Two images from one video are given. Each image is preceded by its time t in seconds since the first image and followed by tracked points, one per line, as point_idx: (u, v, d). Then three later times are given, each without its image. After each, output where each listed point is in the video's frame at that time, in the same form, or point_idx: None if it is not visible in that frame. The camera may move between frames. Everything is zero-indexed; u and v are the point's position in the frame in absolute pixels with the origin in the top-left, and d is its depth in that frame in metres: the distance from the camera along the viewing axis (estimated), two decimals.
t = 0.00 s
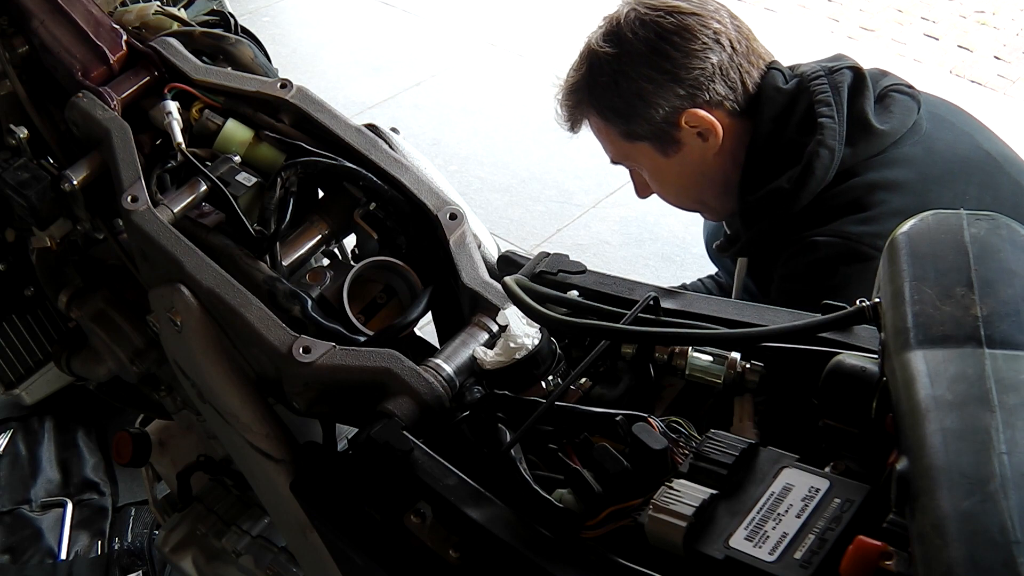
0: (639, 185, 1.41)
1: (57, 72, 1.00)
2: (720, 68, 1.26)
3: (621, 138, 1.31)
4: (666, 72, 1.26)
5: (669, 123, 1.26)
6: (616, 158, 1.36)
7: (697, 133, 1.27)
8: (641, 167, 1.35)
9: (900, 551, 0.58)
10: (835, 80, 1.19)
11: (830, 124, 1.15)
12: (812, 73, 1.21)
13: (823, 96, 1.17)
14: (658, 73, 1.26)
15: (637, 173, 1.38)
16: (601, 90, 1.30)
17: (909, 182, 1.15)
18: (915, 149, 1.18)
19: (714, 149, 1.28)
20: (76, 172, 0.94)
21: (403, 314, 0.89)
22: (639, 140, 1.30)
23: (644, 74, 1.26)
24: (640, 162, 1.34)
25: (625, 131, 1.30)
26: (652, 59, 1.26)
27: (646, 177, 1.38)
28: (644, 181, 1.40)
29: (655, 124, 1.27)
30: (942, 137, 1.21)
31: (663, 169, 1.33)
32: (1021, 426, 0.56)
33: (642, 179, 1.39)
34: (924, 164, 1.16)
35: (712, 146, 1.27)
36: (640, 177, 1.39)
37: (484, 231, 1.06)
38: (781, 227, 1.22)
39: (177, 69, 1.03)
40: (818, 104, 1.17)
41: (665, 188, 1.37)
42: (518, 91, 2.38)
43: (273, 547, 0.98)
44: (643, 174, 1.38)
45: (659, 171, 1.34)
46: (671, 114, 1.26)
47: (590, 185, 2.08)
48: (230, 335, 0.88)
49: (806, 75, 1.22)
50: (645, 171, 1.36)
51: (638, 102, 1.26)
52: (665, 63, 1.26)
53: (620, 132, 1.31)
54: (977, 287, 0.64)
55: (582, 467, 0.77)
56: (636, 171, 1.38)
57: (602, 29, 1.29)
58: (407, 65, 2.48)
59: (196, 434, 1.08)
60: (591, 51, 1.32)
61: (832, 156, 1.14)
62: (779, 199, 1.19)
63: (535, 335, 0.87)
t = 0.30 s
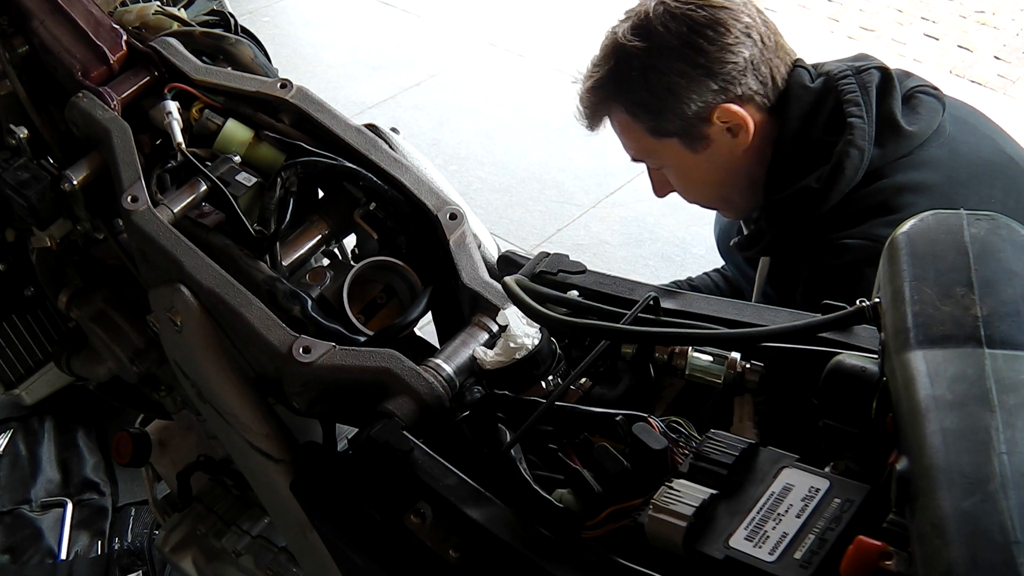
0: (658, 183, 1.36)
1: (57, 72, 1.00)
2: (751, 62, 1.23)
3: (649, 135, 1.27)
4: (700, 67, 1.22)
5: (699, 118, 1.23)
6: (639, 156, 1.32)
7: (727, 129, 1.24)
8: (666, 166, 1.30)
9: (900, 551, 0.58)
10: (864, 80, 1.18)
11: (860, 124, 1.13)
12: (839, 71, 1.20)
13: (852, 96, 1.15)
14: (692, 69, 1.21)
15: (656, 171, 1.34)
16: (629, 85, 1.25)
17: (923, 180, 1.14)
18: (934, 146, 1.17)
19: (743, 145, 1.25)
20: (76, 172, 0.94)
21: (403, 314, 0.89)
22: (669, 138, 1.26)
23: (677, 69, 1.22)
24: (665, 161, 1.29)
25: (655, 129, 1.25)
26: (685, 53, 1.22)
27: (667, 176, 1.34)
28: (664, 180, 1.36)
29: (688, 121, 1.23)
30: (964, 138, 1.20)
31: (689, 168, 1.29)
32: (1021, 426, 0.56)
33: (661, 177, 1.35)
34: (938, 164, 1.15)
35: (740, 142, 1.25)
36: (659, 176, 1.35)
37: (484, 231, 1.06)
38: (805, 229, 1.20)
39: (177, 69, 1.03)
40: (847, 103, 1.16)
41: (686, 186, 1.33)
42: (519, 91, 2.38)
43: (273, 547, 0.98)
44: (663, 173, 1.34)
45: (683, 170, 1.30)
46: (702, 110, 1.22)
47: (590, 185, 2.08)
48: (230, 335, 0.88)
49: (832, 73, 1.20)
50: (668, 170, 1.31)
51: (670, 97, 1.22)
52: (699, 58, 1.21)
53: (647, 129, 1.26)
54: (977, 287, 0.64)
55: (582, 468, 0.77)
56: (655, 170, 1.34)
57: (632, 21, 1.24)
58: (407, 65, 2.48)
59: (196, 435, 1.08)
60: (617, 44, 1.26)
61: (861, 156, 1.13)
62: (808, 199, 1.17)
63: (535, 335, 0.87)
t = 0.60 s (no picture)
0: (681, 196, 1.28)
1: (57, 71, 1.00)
2: (772, 47, 1.18)
3: (679, 139, 1.18)
4: (726, 58, 1.15)
5: (732, 109, 1.16)
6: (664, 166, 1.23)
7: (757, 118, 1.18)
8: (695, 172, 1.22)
9: (900, 551, 0.58)
10: (884, 67, 1.14)
11: (885, 111, 1.10)
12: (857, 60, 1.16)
13: (874, 85, 1.12)
14: (720, 60, 1.15)
15: (681, 182, 1.26)
16: (651, 85, 1.16)
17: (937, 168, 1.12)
18: (953, 132, 1.15)
19: (774, 134, 1.19)
20: (76, 172, 0.94)
21: (403, 314, 0.89)
22: (700, 140, 1.17)
23: (705, 62, 1.14)
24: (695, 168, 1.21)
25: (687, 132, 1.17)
26: (711, 44, 1.15)
27: (693, 186, 1.26)
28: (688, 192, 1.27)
29: (721, 118, 1.15)
30: (986, 120, 1.18)
31: (719, 173, 1.22)
32: (1021, 426, 0.56)
33: (685, 189, 1.27)
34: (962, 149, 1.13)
35: (772, 131, 1.19)
36: (682, 188, 1.27)
37: (484, 231, 1.06)
38: (841, 226, 1.18)
39: (177, 69, 1.03)
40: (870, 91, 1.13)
41: (712, 194, 1.26)
42: (519, 90, 2.38)
43: (273, 547, 0.98)
44: (689, 184, 1.26)
45: (712, 177, 1.23)
46: (735, 99, 1.16)
47: (590, 185, 2.08)
48: (229, 335, 0.88)
49: (850, 63, 1.17)
50: (696, 178, 1.24)
51: (702, 92, 1.14)
52: (724, 47, 1.15)
53: (678, 133, 1.17)
54: (977, 286, 0.64)
55: (582, 467, 0.77)
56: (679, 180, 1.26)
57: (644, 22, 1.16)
58: (407, 65, 2.48)
59: (196, 435, 1.08)
60: (627, 46, 1.18)
61: (890, 143, 1.09)
62: (842, 193, 1.13)
63: (535, 335, 0.87)
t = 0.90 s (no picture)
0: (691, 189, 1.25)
1: (57, 71, 1.00)
2: (772, 30, 1.11)
3: (684, 139, 1.14)
4: (727, 50, 1.08)
5: (739, 101, 1.11)
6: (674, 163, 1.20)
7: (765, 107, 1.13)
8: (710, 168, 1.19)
9: (900, 551, 0.58)
10: (875, 30, 1.11)
11: (887, 84, 1.08)
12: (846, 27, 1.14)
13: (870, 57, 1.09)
14: (720, 54, 1.08)
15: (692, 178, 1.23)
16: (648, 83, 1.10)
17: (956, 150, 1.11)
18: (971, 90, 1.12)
19: (784, 120, 1.15)
20: (76, 171, 0.94)
21: (403, 314, 0.89)
22: (707, 139, 1.14)
23: (705, 58, 1.08)
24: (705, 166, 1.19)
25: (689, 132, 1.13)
26: (710, 38, 1.08)
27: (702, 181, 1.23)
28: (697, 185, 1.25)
29: (727, 113, 1.11)
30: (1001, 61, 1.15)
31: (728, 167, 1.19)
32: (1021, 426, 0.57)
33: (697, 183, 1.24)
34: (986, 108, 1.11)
35: (781, 117, 1.15)
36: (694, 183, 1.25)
37: (484, 231, 1.06)
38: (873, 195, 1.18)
39: (177, 69, 1.03)
40: (869, 66, 1.10)
41: (724, 185, 1.23)
42: (519, 90, 2.38)
43: (273, 547, 0.98)
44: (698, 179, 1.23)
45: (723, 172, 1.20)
46: (741, 91, 1.10)
47: (590, 185, 2.08)
48: (229, 335, 0.88)
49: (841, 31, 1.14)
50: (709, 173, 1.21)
51: (705, 90, 1.08)
52: (724, 39, 1.08)
53: (682, 134, 1.13)
54: (978, 286, 0.64)
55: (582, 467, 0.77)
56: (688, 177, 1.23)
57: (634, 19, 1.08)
58: (407, 65, 2.48)
59: (196, 434, 1.08)
60: (616, 42, 1.11)
61: (898, 117, 1.08)
62: (860, 163, 1.12)
63: (535, 335, 0.87)
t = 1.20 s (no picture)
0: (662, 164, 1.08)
1: (57, 71, 1.00)
2: None
3: None
4: None
5: None
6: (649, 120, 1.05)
7: None
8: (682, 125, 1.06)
9: (900, 551, 0.58)
10: None
11: None
12: None
13: None
14: None
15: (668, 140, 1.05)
16: None
17: None
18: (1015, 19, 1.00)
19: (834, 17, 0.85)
20: (76, 172, 0.94)
21: (403, 314, 0.89)
22: None
23: None
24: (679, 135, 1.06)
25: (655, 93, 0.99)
26: None
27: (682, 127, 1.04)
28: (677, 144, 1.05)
29: None
30: None
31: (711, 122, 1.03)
32: (1021, 426, 0.56)
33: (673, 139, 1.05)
34: None
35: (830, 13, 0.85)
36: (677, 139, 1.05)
37: (484, 231, 1.06)
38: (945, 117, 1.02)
39: (177, 69, 1.03)
40: None
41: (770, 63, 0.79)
42: (519, 91, 2.38)
43: (273, 547, 0.98)
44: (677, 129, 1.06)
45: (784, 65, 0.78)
46: None
47: (590, 185, 2.08)
48: (229, 335, 0.88)
49: None
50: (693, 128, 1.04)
51: None
52: None
53: None
54: (977, 286, 0.64)
55: (582, 467, 0.76)
56: (724, 49, 0.77)
57: None
58: (407, 65, 2.48)
59: (196, 435, 1.08)
60: None
61: None
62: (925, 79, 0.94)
63: (535, 335, 0.87)
